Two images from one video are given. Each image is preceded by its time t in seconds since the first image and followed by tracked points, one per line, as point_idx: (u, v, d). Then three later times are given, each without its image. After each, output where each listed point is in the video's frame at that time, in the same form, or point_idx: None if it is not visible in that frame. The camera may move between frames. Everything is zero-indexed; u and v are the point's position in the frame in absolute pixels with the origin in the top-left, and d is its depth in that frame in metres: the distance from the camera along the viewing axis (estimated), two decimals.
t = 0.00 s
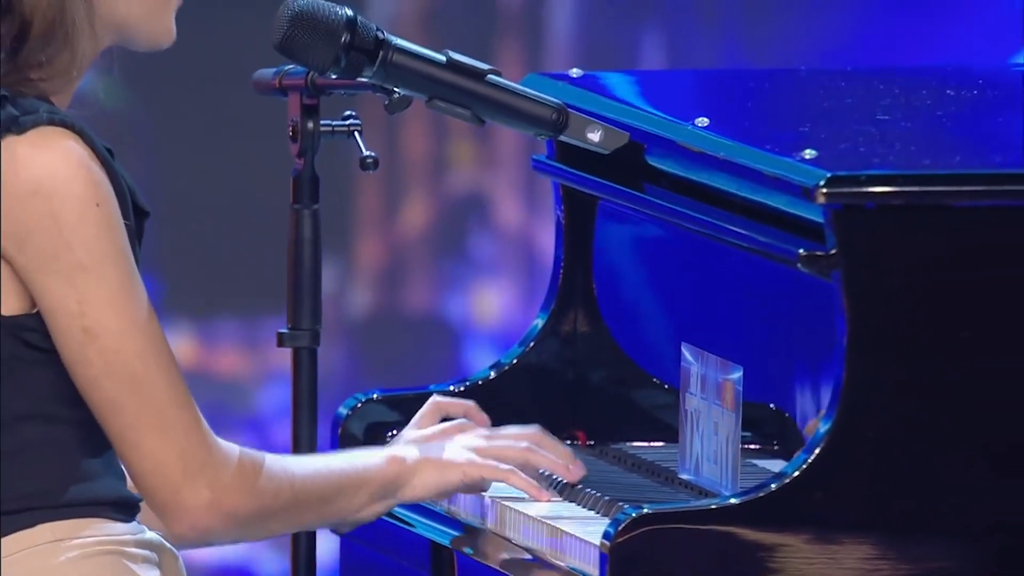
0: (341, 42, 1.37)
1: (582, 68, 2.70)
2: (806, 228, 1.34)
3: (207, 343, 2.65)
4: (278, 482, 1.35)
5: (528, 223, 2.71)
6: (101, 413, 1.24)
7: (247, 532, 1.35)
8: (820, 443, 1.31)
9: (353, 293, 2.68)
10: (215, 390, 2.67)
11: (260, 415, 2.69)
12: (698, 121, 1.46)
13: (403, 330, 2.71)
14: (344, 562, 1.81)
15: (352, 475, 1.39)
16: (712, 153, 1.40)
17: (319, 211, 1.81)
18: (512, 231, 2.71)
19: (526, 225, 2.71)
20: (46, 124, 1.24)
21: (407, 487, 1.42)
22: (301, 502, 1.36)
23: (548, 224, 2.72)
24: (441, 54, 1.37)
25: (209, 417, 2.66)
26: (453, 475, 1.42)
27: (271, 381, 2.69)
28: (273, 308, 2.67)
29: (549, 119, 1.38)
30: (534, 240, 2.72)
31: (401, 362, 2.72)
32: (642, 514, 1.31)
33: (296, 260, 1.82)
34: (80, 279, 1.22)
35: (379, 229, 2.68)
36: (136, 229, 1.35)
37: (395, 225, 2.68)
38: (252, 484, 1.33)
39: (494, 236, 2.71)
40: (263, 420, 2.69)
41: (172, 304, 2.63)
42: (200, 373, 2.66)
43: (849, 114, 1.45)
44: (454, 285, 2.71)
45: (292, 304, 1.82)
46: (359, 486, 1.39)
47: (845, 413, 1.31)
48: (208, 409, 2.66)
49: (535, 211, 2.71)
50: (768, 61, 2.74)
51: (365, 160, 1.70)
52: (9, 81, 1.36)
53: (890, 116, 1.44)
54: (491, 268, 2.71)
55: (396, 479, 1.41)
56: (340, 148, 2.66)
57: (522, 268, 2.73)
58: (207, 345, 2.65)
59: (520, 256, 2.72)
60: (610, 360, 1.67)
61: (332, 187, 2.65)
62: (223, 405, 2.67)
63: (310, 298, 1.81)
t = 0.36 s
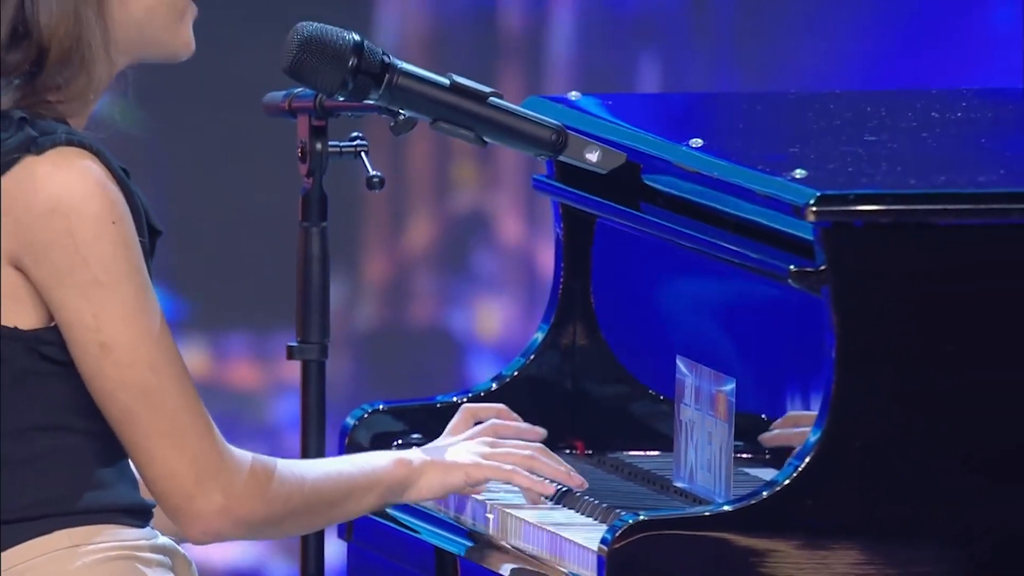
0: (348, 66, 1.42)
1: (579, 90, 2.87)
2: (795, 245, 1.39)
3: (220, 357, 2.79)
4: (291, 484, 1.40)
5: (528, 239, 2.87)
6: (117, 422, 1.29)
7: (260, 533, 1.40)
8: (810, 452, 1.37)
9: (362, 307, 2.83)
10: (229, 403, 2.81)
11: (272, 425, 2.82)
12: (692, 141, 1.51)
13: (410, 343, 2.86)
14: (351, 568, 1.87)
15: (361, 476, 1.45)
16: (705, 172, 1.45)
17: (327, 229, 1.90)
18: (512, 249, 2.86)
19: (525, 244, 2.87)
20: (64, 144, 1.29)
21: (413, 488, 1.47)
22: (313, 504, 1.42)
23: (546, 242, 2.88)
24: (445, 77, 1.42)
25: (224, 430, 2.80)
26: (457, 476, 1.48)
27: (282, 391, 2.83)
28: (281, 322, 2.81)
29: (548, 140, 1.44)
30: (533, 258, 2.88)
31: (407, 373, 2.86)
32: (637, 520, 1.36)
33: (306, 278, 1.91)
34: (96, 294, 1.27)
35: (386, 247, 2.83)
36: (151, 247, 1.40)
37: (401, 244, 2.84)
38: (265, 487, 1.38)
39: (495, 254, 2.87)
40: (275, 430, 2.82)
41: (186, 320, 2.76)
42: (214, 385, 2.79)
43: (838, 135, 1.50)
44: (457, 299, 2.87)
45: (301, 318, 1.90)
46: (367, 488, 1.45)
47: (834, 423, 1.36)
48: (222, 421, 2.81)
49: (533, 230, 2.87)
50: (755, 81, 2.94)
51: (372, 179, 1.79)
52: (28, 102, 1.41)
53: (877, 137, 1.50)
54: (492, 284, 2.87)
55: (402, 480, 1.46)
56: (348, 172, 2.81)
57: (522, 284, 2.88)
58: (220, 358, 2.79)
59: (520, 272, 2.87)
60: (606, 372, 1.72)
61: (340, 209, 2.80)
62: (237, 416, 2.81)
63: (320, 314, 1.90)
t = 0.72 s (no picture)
0: (355, 85, 1.47)
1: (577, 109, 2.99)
2: (786, 257, 1.45)
3: (234, 363, 2.88)
4: (301, 482, 1.46)
5: (529, 252, 2.97)
6: (132, 429, 1.34)
7: (269, 532, 1.44)
8: (801, 455, 1.42)
9: (368, 318, 2.93)
10: (241, 408, 2.90)
11: (282, 430, 2.93)
12: (686, 157, 1.56)
13: (415, 352, 2.95)
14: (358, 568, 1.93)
15: (367, 472, 1.51)
16: (699, 186, 1.51)
17: (335, 241, 1.99)
18: (514, 261, 2.96)
19: (526, 255, 2.97)
20: (81, 161, 1.34)
21: (416, 484, 1.55)
22: (322, 500, 1.48)
23: (547, 254, 2.98)
24: (448, 95, 1.48)
25: (236, 434, 2.89)
26: (458, 477, 1.54)
27: (293, 398, 2.93)
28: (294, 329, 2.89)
29: (547, 156, 1.49)
30: (534, 269, 2.98)
31: (412, 382, 2.96)
32: (634, 523, 1.41)
33: (315, 288, 2.00)
34: (112, 306, 1.32)
35: (391, 260, 2.92)
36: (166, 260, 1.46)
37: (406, 257, 2.93)
38: (274, 486, 1.43)
39: (498, 265, 2.96)
40: (286, 435, 2.93)
41: (202, 329, 2.86)
42: (227, 391, 2.89)
43: (827, 151, 1.56)
44: (461, 310, 2.96)
45: (310, 327, 2.00)
46: (373, 484, 1.52)
47: (824, 428, 1.42)
48: (234, 427, 2.90)
49: (535, 242, 2.97)
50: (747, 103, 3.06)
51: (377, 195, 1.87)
52: (48, 121, 1.46)
53: (864, 153, 1.55)
54: (494, 295, 2.96)
55: (406, 476, 1.54)
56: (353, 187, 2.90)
57: (523, 295, 2.99)
58: (233, 364, 2.88)
59: (521, 283, 2.97)
60: (603, 380, 1.77)
61: (346, 222, 2.89)
62: (248, 422, 2.90)
63: (328, 322, 2.00)
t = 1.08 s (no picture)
0: (363, 100, 1.53)
1: (577, 124, 3.08)
2: (779, 264, 1.50)
3: (245, 368, 2.99)
4: (316, 478, 1.52)
5: (530, 262, 3.07)
6: (155, 427, 1.40)
7: (287, 526, 1.51)
8: (792, 456, 1.47)
9: (375, 325, 3.02)
10: (252, 411, 3.00)
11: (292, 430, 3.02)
12: (681, 170, 1.62)
13: (421, 358, 3.05)
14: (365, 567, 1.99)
15: (378, 465, 1.58)
16: (694, 198, 1.57)
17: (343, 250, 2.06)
18: (516, 270, 3.07)
19: (528, 265, 3.07)
20: (101, 169, 1.40)
21: (426, 475, 1.61)
22: (335, 495, 1.54)
23: (547, 263, 3.08)
24: (451, 110, 1.54)
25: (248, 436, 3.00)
26: (467, 471, 1.62)
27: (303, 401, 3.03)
28: (302, 337, 3.00)
29: (547, 168, 1.55)
30: (535, 278, 3.08)
31: (417, 387, 3.05)
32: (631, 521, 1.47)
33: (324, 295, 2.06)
34: (131, 308, 1.38)
35: (398, 269, 3.01)
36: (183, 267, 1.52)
37: (412, 266, 3.02)
38: (291, 482, 1.49)
39: (500, 274, 3.06)
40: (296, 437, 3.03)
41: (214, 335, 2.96)
42: (239, 395, 3.00)
43: (817, 163, 1.62)
44: (465, 317, 3.06)
45: (319, 333, 2.07)
46: (385, 476, 1.58)
47: (814, 429, 1.47)
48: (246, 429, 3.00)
49: (536, 252, 3.07)
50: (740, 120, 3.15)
51: (385, 205, 1.93)
52: (67, 131, 1.49)
53: (853, 166, 1.62)
54: (496, 304, 3.07)
55: (416, 467, 1.61)
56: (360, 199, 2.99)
57: (525, 303, 3.08)
58: (244, 370, 2.99)
59: (523, 291, 3.07)
60: (602, 383, 1.84)
61: (354, 234, 2.98)
62: (259, 425, 3.01)
63: (336, 328, 2.06)
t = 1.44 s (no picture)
0: (371, 112, 1.59)
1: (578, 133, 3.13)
2: (772, 271, 1.56)
3: (258, 371, 3.10)
4: (328, 472, 1.59)
5: (531, 269, 3.13)
6: (172, 424, 1.47)
7: (298, 519, 1.57)
8: (785, 455, 1.53)
9: (384, 330, 3.13)
10: (264, 412, 3.12)
11: (302, 431, 3.14)
12: (678, 179, 1.68)
13: (427, 361, 3.14)
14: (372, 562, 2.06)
15: (389, 460, 1.66)
16: (690, 207, 1.62)
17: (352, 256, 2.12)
18: (517, 276, 3.13)
19: (529, 270, 3.13)
20: (121, 174, 1.46)
21: (434, 470, 1.70)
22: (346, 488, 1.61)
23: (549, 268, 3.15)
24: (457, 121, 1.59)
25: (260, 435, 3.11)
26: (473, 466, 1.69)
27: (314, 403, 3.14)
28: (312, 342, 3.11)
29: (549, 178, 1.60)
30: (537, 283, 3.14)
31: (423, 388, 3.15)
32: (631, 518, 1.53)
33: (334, 299, 2.12)
34: (151, 308, 1.44)
35: (405, 277, 3.12)
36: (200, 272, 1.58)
37: (418, 271, 3.12)
38: (303, 477, 1.56)
39: (503, 279, 3.13)
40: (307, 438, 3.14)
41: (230, 337, 3.09)
42: (252, 395, 3.11)
43: (809, 174, 1.69)
44: (468, 321, 3.14)
45: (328, 336, 2.13)
46: (395, 471, 1.67)
47: (805, 430, 1.53)
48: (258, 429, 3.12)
49: (537, 259, 3.13)
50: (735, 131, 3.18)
51: (393, 214, 1.99)
52: (88, 141, 1.54)
53: (843, 175, 1.68)
54: (498, 308, 3.14)
55: (424, 462, 1.69)
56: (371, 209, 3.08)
57: (527, 307, 3.15)
58: (258, 372, 3.10)
59: (525, 296, 3.14)
60: (601, 384, 1.90)
61: (365, 245, 3.11)
62: (271, 424, 3.12)
63: (345, 332, 2.13)
